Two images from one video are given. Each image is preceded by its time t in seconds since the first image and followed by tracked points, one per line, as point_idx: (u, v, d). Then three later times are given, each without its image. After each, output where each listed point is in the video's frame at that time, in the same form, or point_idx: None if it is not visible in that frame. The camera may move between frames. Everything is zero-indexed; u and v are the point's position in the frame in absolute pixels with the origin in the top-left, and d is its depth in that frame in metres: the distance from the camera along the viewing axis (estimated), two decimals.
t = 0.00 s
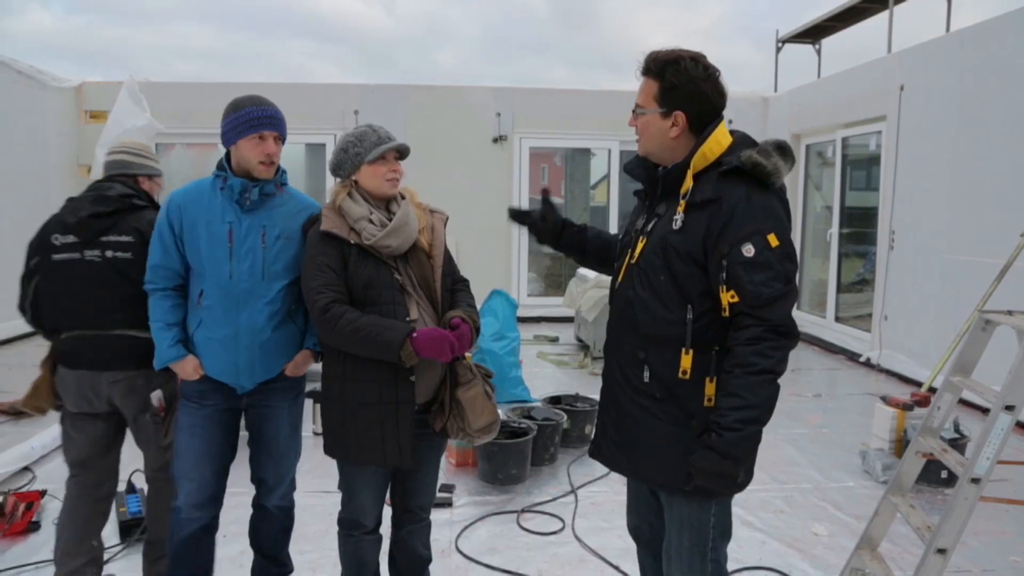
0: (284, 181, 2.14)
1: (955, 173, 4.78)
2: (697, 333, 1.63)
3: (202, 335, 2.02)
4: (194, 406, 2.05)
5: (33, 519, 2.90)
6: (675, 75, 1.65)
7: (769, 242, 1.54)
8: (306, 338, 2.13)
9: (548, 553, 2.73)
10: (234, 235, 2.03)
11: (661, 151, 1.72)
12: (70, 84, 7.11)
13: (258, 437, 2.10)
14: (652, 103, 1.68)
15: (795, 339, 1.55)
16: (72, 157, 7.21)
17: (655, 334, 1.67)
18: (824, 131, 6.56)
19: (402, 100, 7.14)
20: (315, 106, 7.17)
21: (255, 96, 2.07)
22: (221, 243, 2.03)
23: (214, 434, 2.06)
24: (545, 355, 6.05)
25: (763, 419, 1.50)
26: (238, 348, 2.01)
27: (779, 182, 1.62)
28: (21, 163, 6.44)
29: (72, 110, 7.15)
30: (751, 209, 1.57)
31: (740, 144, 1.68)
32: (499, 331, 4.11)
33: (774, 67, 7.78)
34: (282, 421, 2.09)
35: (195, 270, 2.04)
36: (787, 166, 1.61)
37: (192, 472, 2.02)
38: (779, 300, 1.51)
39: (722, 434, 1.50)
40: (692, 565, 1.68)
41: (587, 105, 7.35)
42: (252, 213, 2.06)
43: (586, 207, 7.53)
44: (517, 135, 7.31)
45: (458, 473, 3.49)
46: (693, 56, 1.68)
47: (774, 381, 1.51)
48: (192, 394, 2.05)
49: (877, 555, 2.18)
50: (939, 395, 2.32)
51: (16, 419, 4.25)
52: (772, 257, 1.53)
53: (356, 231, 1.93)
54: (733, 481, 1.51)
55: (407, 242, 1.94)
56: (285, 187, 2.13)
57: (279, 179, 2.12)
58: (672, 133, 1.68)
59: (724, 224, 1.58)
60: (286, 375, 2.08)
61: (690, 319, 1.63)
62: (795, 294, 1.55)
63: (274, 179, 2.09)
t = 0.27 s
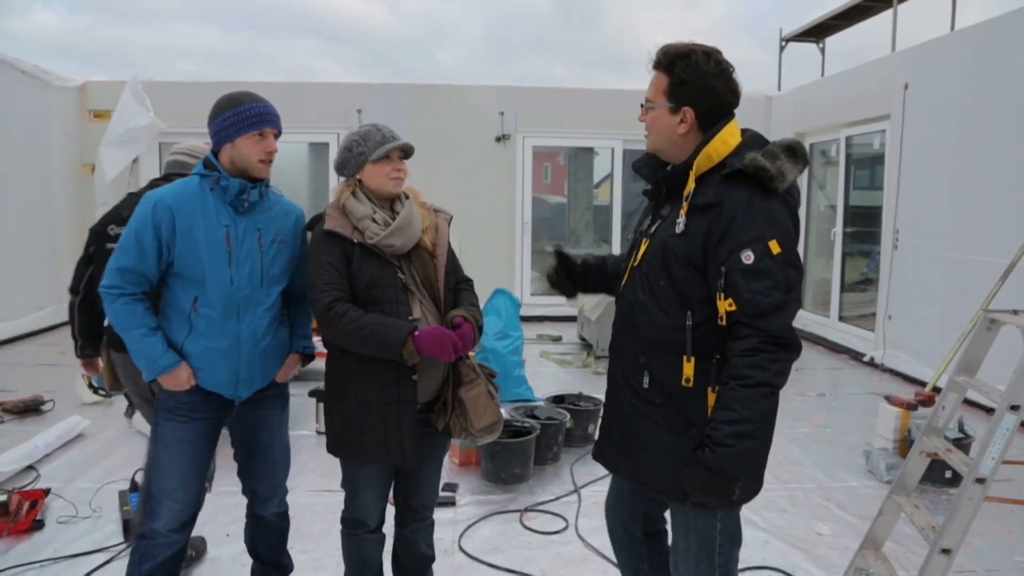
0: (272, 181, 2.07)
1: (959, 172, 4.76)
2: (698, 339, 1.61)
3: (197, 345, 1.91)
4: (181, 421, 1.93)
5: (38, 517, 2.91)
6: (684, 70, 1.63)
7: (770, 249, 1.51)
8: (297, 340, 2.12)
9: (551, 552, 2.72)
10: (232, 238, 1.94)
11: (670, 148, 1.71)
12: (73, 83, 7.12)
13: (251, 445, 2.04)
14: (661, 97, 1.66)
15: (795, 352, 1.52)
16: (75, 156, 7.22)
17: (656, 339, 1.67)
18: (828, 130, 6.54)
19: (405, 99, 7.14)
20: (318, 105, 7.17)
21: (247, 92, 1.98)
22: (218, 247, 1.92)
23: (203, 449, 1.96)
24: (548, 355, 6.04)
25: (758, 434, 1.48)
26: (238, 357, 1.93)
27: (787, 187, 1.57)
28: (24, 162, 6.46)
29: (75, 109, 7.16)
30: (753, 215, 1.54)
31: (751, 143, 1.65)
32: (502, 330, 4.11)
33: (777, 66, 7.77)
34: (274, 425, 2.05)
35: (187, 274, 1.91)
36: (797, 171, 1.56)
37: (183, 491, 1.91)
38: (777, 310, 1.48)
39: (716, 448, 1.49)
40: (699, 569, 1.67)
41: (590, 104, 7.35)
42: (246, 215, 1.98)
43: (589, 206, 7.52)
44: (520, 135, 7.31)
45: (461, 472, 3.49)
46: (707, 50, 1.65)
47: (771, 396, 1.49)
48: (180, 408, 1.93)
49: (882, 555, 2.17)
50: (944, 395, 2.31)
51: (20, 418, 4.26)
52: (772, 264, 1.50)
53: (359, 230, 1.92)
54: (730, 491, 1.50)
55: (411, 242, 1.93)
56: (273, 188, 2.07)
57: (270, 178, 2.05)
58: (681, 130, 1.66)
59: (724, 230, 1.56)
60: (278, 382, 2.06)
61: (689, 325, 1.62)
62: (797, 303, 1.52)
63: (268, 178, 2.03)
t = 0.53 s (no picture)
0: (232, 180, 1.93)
1: (966, 171, 4.74)
2: (697, 340, 1.61)
3: (164, 362, 1.74)
4: (151, 447, 1.76)
5: (44, 515, 2.91)
6: (682, 69, 1.62)
7: (770, 248, 1.50)
8: (260, 343, 2.03)
9: (556, 551, 2.72)
10: (200, 241, 1.79)
11: (670, 147, 1.71)
12: (79, 82, 7.13)
13: (234, 458, 1.96)
14: (660, 96, 1.66)
15: (796, 351, 1.52)
16: (81, 155, 7.24)
17: (655, 340, 1.66)
18: (834, 128, 6.52)
19: (410, 97, 7.14)
20: (323, 104, 7.18)
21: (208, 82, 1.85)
22: (185, 252, 1.76)
23: (180, 472, 1.82)
24: (553, 353, 6.03)
25: (759, 433, 1.48)
26: (209, 372, 1.80)
27: (787, 184, 1.56)
28: (30, 162, 6.48)
29: (81, 108, 7.17)
30: (752, 214, 1.53)
31: (750, 141, 1.65)
32: (507, 329, 4.12)
33: (782, 64, 7.75)
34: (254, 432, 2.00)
35: (151, 284, 1.73)
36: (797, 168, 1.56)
37: (165, 520, 1.78)
38: (777, 310, 1.48)
39: (719, 450, 1.48)
40: (701, 571, 1.65)
41: (595, 103, 7.33)
42: (207, 215, 1.83)
43: (594, 205, 7.51)
44: (525, 133, 7.30)
45: (465, 471, 3.49)
46: (705, 48, 1.64)
47: (772, 396, 1.49)
48: (148, 433, 1.76)
49: (887, 555, 2.16)
50: (951, 395, 2.30)
51: (26, 416, 4.27)
52: (772, 262, 1.50)
53: (364, 229, 1.93)
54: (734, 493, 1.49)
55: (415, 240, 1.93)
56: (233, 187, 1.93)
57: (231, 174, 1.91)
58: (679, 129, 1.67)
59: (723, 229, 1.55)
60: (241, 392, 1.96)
61: (688, 325, 1.62)
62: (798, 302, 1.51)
63: (233, 174, 1.89)
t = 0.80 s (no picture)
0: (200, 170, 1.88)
1: (974, 169, 4.72)
2: (694, 336, 1.61)
3: (154, 368, 1.72)
4: (138, 459, 1.72)
5: (52, 512, 2.93)
6: (669, 71, 1.62)
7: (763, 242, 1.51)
8: (235, 338, 2.05)
9: (563, 550, 2.72)
10: (182, 241, 1.76)
11: (659, 148, 1.71)
12: (86, 82, 7.15)
13: (220, 460, 1.94)
14: (647, 98, 1.66)
15: (794, 341, 1.51)
16: (89, 154, 7.26)
17: (652, 338, 1.66)
18: (841, 127, 6.50)
19: (416, 96, 7.14)
20: (329, 103, 7.18)
21: (173, 68, 1.78)
22: (169, 253, 1.73)
23: (169, 481, 1.80)
24: (559, 352, 6.03)
25: (762, 425, 1.48)
26: (198, 373, 1.79)
27: (775, 179, 1.58)
28: (38, 161, 6.50)
29: (88, 107, 7.20)
30: (745, 209, 1.53)
31: (738, 139, 1.64)
32: (513, 328, 4.13)
33: (789, 62, 7.72)
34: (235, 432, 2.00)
35: (137, 290, 1.68)
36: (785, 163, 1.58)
37: (158, 530, 1.76)
38: (773, 302, 1.48)
39: (724, 444, 1.47)
40: (703, 566, 1.67)
41: (602, 102, 7.32)
42: (182, 211, 1.80)
43: (600, 204, 7.50)
44: (531, 132, 7.30)
45: (472, 470, 3.49)
46: (690, 50, 1.65)
47: (772, 386, 1.48)
48: (141, 444, 1.73)
49: (895, 555, 2.16)
50: (959, 394, 2.29)
51: (35, 414, 4.29)
52: (765, 256, 1.50)
53: (370, 227, 1.93)
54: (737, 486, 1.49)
55: (420, 239, 1.93)
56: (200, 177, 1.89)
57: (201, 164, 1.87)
58: (666, 130, 1.67)
59: (716, 225, 1.55)
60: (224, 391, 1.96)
61: (685, 322, 1.61)
62: (791, 293, 1.51)
63: (204, 164, 1.85)
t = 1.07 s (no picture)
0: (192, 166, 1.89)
1: (987, 167, 4.68)
2: (685, 328, 1.61)
3: (163, 368, 1.72)
4: (147, 461, 1.73)
5: (64, 509, 2.95)
6: (647, 76, 1.64)
7: (746, 235, 1.52)
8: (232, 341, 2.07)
9: (573, 549, 2.72)
10: (184, 239, 1.77)
11: (641, 153, 1.71)
12: (98, 82, 7.18)
13: (213, 464, 1.95)
14: (626, 104, 1.67)
15: (778, 328, 1.53)
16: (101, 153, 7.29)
17: (643, 331, 1.66)
18: (852, 125, 6.46)
19: (426, 95, 7.15)
20: (339, 102, 7.20)
21: (164, 63, 1.77)
22: (173, 252, 1.73)
23: (176, 481, 1.80)
24: (569, 351, 6.03)
25: (747, 409, 1.50)
26: (206, 370, 1.80)
27: (754, 175, 1.59)
28: (50, 161, 6.53)
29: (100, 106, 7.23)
30: (728, 203, 1.54)
31: (716, 137, 1.65)
32: (523, 327, 4.14)
33: (800, 60, 7.68)
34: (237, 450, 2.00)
35: (144, 292, 1.68)
36: (763, 156, 1.60)
37: (166, 530, 1.77)
38: (758, 292, 1.50)
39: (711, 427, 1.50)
40: (701, 556, 1.66)
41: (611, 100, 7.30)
42: (181, 209, 1.80)
43: (610, 202, 7.48)
44: (540, 130, 7.28)
45: (482, 468, 3.50)
46: (666, 55, 1.66)
47: (755, 372, 1.51)
48: (149, 447, 1.73)
49: (908, 556, 2.14)
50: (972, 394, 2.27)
51: (47, 411, 4.33)
52: (749, 249, 1.51)
53: (379, 226, 1.93)
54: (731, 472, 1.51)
55: (429, 238, 1.93)
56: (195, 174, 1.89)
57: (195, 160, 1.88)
58: (648, 133, 1.67)
59: (702, 220, 1.56)
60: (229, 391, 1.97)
61: (676, 315, 1.61)
62: (775, 284, 1.53)
63: (198, 160, 1.86)
